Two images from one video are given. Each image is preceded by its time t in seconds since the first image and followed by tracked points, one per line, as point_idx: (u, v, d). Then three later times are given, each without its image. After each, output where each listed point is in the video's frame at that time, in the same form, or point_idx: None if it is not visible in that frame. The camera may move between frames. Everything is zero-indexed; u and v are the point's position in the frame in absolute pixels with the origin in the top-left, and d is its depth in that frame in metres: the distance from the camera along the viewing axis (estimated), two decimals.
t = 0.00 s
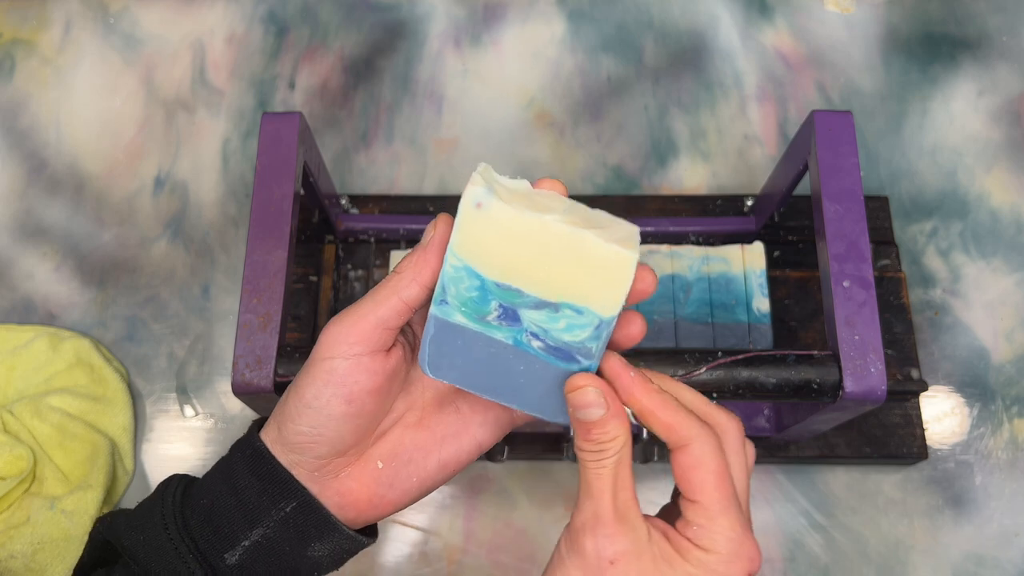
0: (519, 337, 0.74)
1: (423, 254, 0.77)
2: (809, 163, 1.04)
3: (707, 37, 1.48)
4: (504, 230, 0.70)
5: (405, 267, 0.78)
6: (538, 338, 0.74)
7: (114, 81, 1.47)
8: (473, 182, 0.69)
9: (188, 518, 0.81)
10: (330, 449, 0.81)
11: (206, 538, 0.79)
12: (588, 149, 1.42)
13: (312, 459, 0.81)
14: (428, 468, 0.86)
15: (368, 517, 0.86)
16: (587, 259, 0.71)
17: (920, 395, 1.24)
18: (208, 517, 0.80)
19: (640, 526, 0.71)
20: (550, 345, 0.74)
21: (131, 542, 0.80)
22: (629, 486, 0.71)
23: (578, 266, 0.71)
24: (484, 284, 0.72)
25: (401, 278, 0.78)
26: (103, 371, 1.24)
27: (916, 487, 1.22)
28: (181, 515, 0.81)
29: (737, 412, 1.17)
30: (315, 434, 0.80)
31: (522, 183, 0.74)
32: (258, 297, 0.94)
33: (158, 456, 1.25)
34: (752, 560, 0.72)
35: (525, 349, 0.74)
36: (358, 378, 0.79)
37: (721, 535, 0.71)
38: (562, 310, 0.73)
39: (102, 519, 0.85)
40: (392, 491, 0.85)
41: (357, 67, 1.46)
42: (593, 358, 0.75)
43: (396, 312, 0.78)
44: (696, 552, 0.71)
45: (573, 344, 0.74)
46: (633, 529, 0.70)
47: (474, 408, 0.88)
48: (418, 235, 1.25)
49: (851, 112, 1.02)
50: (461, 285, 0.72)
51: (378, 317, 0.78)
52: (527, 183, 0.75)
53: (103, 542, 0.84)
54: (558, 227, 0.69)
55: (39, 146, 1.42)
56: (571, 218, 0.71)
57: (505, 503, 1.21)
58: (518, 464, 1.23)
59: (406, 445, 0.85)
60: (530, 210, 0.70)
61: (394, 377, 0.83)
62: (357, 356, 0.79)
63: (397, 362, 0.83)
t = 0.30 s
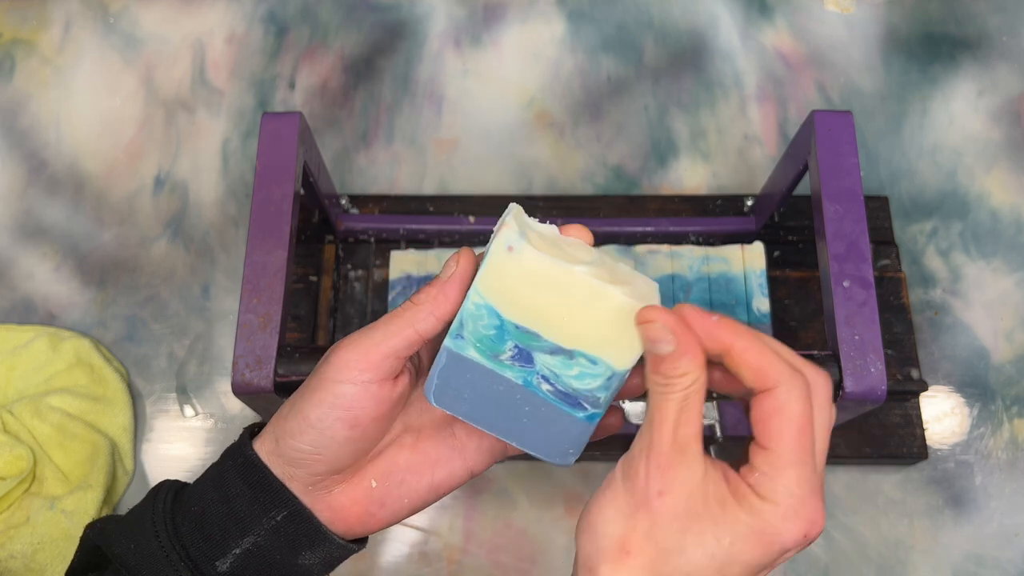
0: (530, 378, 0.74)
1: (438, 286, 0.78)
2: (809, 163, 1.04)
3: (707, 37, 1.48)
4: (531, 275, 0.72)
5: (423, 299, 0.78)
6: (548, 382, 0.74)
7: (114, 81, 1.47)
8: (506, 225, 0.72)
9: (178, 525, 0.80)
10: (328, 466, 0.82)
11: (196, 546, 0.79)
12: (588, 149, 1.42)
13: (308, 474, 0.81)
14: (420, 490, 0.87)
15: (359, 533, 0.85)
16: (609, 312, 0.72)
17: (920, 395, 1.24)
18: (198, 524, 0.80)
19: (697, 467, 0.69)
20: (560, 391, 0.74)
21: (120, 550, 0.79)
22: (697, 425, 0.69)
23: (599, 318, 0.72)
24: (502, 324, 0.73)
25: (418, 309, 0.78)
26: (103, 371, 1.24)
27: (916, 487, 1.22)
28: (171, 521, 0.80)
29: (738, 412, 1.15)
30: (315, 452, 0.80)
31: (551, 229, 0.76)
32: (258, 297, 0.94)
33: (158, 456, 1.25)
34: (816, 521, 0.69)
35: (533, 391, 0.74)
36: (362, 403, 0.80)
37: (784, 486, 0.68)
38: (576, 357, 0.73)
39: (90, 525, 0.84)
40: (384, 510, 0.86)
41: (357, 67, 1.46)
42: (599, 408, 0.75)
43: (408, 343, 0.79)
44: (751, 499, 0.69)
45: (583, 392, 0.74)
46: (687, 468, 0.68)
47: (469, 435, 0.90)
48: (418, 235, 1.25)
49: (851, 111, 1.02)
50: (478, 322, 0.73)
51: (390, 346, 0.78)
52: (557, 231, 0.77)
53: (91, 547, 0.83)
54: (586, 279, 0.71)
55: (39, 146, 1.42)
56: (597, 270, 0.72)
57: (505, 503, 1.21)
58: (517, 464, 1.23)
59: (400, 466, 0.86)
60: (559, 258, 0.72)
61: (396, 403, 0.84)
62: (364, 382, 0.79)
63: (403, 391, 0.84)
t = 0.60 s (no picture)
0: (511, 346, 0.75)
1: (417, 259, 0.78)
2: (809, 163, 1.04)
3: (707, 37, 1.48)
4: (505, 239, 0.72)
5: (401, 271, 0.79)
6: (530, 348, 0.75)
7: (115, 81, 1.47)
8: (478, 190, 0.71)
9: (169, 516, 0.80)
10: (314, 445, 0.81)
11: (187, 535, 0.79)
12: (589, 149, 1.42)
13: (295, 454, 0.81)
14: (409, 470, 0.86)
15: (349, 518, 0.85)
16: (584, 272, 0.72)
17: (919, 395, 1.24)
18: (189, 514, 0.79)
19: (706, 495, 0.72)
20: (541, 357, 0.75)
21: (111, 541, 0.78)
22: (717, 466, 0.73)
23: (575, 279, 0.72)
24: (481, 291, 0.74)
25: (395, 282, 0.78)
26: (103, 371, 1.24)
27: (916, 487, 1.22)
28: (162, 512, 0.80)
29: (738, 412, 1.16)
30: (299, 428, 0.80)
31: (525, 195, 0.76)
32: (258, 297, 0.94)
33: (159, 456, 1.25)
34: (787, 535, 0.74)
35: (515, 358, 0.75)
36: (345, 376, 0.80)
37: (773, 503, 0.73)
38: (555, 322, 0.74)
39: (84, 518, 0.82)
40: (373, 492, 0.85)
41: (357, 67, 1.46)
42: (582, 372, 0.76)
43: (388, 314, 0.79)
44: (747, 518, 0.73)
45: (564, 357, 0.75)
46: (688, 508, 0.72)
47: (459, 414, 0.89)
48: (418, 235, 1.24)
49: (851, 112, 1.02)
50: (457, 291, 0.74)
51: (370, 318, 0.79)
52: (531, 196, 0.76)
53: (83, 542, 0.82)
54: (560, 240, 0.71)
55: (39, 146, 1.42)
56: (571, 231, 0.72)
57: (505, 503, 1.21)
58: (517, 464, 1.23)
59: (388, 447, 0.86)
60: (533, 221, 0.71)
61: (381, 378, 0.84)
62: (346, 354, 0.79)
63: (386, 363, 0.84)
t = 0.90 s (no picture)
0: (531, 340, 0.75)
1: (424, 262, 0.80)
2: (809, 164, 1.04)
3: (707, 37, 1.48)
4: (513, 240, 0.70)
5: (408, 274, 0.80)
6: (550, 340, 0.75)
7: (115, 81, 1.47)
8: (477, 197, 0.69)
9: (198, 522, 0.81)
10: (338, 450, 0.83)
11: (215, 542, 0.79)
12: (589, 149, 1.42)
13: (320, 462, 0.83)
14: (434, 471, 0.87)
15: (376, 521, 0.86)
16: (595, 260, 0.71)
17: (919, 395, 1.24)
18: (217, 521, 0.80)
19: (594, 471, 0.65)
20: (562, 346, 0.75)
21: (145, 544, 0.80)
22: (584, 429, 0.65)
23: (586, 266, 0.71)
24: (494, 293, 0.72)
25: (405, 285, 0.80)
26: (103, 371, 1.24)
27: (916, 487, 1.22)
28: (191, 518, 0.81)
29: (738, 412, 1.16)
30: (322, 435, 0.82)
31: (522, 191, 0.74)
32: (258, 297, 0.94)
33: (159, 456, 1.25)
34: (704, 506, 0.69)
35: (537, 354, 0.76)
36: (362, 381, 0.81)
37: (700, 468, 0.68)
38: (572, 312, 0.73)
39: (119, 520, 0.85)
40: (399, 495, 0.86)
41: (357, 67, 1.46)
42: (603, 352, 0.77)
43: (399, 318, 0.80)
44: (672, 481, 0.67)
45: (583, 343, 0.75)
46: (585, 473, 0.65)
47: (479, 411, 0.89)
48: (418, 235, 1.24)
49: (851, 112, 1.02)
50: (471, 296, 0.73)
51: (381, 322, 0.80)
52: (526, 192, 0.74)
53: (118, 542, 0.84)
54: (567, 233, 0.69)
55: (39, 146, 1.42)
56: (575, 221, 0.71)
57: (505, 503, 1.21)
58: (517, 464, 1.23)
59: (412, 448, 0.87)
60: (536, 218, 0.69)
61: (398, 380, 0.85)
62: (360, 358, 0.81)
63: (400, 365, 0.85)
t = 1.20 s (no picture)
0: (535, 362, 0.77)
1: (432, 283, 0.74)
2: (809, 163, 1.04)
3: (707, 37, 1.48)
4: (524, 272, 0.68)
5: (418, 294, 0.75)
6: (552, 362, 0.77)
7: (114, 81, 1.47)
8: (491, 228, 0.67)
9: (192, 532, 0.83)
10: (340, 465, 0.83)
11: (210, 551, 0.81)
12: (588, 149, 1.42)
13: (322, 475, 0.83)
14: (434, 478, 0.88)
15: (375, 530, 0.87)
16: (605, 294, 0.70)
17: (919, 395, 1.24)
18: (212, 532, 0.82)
19: (561, 412, 0.66)
20: (564, 368, 0.77)
21: (139, 553, 0.82)
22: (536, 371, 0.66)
23: (596, 299, 0.70)
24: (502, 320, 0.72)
25: (413, 305, 0.75)
26: (103, 371, 1.24)
27: (916, 487, 1.22)
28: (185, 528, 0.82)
29: (738, 412, 1.17)
30: (324, 451, 0.81)
31: (533, 218, 0.72)
32: (258, 297, 0.94)
33: (159, 455, 1.25)
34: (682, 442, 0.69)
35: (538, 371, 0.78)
36: (366, 398, 0.80)
37: (673, 401, 0.68)
38: (577, 338, 0.74)
39: (109, 527, 0.87)
40: (398, 503, 0.87)
41: (357, 67, 1.46)
42: (603, 377, 0.79)
43: (404, 337, 0.77)
44: (645, 419, 0.67)
45: (586, 367, 0.77)
46: (549, 412, 0.65)
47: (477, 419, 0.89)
48: (418, 235, 1.24)
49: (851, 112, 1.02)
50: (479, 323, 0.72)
51: (386, 341, 0.77)
52: (538, 218, 0.72)
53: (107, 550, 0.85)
54: (579, 267, 0.68)
55: (39, 146, 1.42)
56: (588, 255, 0.69)
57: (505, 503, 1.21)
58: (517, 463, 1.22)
59: (412, 458, 0.87)
60: (550, 251, 0.67)
61: (401, 394, 0.83)
62: (364, 376, 0.79)
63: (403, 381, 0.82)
